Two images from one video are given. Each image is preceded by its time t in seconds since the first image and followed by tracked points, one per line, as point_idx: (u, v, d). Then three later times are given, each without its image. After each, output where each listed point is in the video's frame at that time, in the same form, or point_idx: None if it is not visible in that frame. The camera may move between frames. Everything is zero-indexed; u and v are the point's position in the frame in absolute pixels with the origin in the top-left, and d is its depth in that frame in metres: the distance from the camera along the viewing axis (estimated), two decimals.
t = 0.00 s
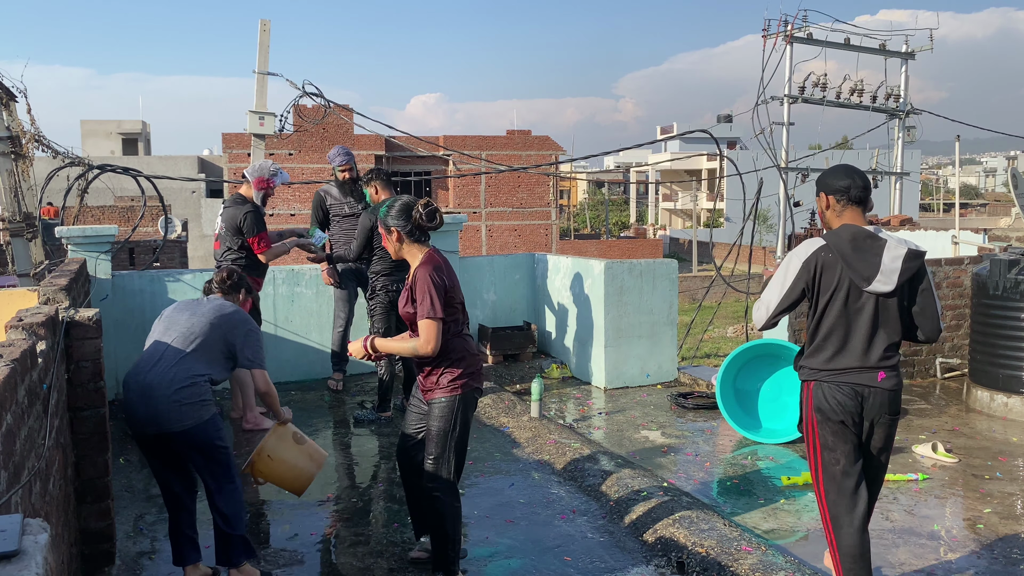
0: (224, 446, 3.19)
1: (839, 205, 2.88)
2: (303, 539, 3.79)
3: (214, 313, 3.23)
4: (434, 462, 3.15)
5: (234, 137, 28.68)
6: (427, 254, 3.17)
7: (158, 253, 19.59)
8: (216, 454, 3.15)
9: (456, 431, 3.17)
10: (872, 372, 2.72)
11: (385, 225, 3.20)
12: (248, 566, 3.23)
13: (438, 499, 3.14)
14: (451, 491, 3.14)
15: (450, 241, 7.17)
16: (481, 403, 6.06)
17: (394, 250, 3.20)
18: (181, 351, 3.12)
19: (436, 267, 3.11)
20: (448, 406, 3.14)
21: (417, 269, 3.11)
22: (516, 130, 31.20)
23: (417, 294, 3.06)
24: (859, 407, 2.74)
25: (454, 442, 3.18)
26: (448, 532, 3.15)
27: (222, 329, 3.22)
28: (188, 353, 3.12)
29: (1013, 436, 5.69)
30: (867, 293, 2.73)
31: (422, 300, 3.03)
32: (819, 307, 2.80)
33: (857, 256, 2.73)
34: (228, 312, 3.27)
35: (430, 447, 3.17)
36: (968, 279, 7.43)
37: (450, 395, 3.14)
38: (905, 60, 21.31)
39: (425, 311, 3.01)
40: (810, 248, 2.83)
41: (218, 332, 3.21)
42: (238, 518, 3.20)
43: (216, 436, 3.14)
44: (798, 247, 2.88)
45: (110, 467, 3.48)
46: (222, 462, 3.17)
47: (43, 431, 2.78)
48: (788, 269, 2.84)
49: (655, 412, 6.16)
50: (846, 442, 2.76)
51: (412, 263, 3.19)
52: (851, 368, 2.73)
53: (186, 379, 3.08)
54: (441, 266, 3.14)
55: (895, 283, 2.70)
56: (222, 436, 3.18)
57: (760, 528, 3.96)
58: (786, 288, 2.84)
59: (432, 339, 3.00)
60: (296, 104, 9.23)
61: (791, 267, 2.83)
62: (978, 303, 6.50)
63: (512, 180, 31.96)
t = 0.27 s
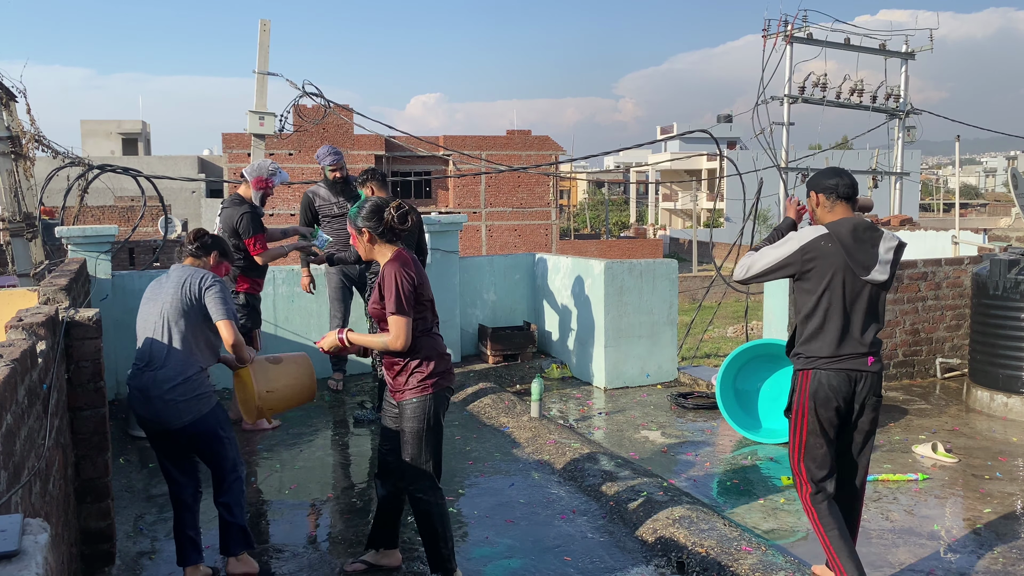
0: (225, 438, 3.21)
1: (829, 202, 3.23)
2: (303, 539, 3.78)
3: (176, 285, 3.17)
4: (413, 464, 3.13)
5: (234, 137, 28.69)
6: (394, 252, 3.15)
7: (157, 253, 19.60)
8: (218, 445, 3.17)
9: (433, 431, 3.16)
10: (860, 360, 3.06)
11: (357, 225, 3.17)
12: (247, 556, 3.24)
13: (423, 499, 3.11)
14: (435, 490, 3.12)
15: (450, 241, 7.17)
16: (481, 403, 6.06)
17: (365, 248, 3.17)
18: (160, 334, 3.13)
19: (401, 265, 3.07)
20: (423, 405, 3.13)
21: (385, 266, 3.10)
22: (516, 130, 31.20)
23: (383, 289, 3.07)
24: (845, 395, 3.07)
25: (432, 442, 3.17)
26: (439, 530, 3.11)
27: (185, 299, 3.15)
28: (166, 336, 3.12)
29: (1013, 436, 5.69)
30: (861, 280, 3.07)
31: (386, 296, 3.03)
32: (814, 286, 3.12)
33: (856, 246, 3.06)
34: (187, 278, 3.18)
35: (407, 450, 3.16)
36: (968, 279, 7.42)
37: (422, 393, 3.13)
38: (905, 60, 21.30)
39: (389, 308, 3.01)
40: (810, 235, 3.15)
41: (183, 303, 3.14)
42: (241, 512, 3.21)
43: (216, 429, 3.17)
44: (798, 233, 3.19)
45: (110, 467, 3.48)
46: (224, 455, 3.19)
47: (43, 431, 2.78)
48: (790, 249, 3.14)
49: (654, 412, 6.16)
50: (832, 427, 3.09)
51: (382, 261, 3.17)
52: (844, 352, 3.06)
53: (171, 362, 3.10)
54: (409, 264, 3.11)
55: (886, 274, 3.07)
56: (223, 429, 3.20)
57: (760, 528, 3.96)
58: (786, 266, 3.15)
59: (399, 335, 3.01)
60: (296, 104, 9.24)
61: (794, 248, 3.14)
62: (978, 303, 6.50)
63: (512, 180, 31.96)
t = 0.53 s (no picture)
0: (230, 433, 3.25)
1: (806, 201, 3.44)
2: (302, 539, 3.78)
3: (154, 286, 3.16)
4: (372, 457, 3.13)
5: (234, 137, 28.69)
6: (370, 250, 3.15)
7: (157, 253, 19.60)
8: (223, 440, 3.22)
9: (394, 425, 3.17)
10: (849, 347, 3.21)
11: (332, 219, 3.14)
12: (271, 531, 3.52)
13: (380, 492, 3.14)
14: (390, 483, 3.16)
15: (450, 241, 7.17)
16: (481, 403, 6.06)
17: (339, 244, 3.16)
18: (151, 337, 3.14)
19: (371, 260, 3.09)
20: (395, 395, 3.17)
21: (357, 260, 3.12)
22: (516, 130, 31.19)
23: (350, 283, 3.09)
24: (834, 384, 3.20)
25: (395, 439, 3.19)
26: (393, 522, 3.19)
27: (166, 298, 3.14)
28: (157, 337, 3.13)
29: (1013, 436, 5.69)
30: (850, 271, 3.24)
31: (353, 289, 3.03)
32: (807, 280, 3.27)
33: (844, 239, 3.25)
34: (162, 277, 3.16)
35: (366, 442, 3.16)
36: (968, 279, 7.42)
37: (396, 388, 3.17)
38: (905, 60, 21.30)
39: (349, 295, 3.02)
40: (799, 230, 3.30)
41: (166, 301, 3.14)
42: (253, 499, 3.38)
43: (219, 427, 3.20)
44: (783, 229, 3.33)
45: (110, 467, 3.47)
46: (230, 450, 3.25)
47: (43, 431, 2.78)
48: (781, 245, 3.28)
49: (654, 412, 6.16)
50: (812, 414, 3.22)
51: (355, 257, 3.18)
52: (838, 341, 3.19)
53: (166, 363, 3.12)
54: (382, 260, 3.12)
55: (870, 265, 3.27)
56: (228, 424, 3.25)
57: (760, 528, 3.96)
58: (776, 262, 3.29)
59: (342, 322, 2.99)
60: (295, 105, 9.24)
61: (784, 244, 3.28)
62: (978, 303, 6.50)
63: (512, 180, 31.96)
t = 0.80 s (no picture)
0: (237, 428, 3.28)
1: (765, 210, 3.60)
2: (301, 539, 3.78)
3: (149, 289, 3.14)
4: (358, 461, 3.12)
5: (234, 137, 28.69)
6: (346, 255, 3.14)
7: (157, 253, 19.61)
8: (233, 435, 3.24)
9: (379, 430, 3.15)
10: (812, 347, 3.35)
11: (311, 221, 3.13)
12: (280, 521, 3.49)
13: (361, 497, 3.13)
14: (373, 489, 3.14)
15: (450, 241, 7.17)
16: (481, 403, 6.06)
17: (318, 246, 3.16)
18: (152, 339, 3.13)
19: (339, 261, 3.09)
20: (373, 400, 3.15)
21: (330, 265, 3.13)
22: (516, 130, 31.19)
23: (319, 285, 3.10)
24: (797, 378, 3.34)
25: (380, 446, 3.17)
26: (372, 530, 3.17)
27: (163, 299, 3.13)
28: (159, 339, 3.12)
29: (1013, 436, 5.68)
30: (811, 276, 3.39)
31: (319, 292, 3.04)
32: (773, 288, 3.42)
33: (803, 246, 3.39)
34: (155, 279, 3.15)
35: (352, 445, 3.15)
36: (968, 279, 7.41)
37: (377, 390, 3.16)
38: (905, 60, 21.30)
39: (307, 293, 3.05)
40: (762, 242, 3.45)
41: (163, 303, 3.13)
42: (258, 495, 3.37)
43: (228, 422, 3.23)
44: (745, 241, 3.47)
45: (110, 467, 3.47)
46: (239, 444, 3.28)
47: (43, 431, 2.78)
48: (746, 253, 3.42)
49: (654, 412, 6.16)
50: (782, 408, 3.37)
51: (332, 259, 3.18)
52: (802, 342, 3.34)
53: (171, 363, 3.12)
54: (353, 262, 3.12)
55: (832, 268, 3.40)
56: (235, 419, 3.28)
57: (760, 528, 3.96)
58: (742, 270, 3.43)
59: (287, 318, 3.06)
60: (295, 105, 9.24)
61: (749, 252, 3.42)
62: (978, 303, 6.50)
63: (512, 180, 31.96)
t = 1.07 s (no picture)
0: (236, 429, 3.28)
1: (729, 200, 3.77)
2: (301, 539, 3.77)
3: (151, 288, 3.15)
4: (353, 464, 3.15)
5: (234, 137, 28.69)
6: (331, 259, 3.12)
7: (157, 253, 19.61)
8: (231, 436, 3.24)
9: (372, 432, 3.18)
10: (770, 331, 3.60)
11: (294, 226, 3.13)
12: (265, 543, 3.42)
13: (358, 499, 3.16)
14: (369, 490, 3.17)
15: (450, 241, 7.17)
16: (481, 403, 6.06)
17: (303, 250, 3.17)
18: (154, 337, 3.13)
19: (321, 267, 3.05)
20: (366, 403, 3.15)
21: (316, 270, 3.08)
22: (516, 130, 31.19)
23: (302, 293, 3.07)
24: (757, 363, 3.59)
25: (374, 447, 3.20)
26: (372, 531, 3.19)
27: (166, 297, 3.14)
28: (161, 338, 3.12)
29: (1013, 436, 5.69)
30: (766, 263, 3.63)
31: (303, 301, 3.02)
32: (733, 276, 3.63)
33: (756, 236, 3.63)
34: (159, 277, 3.16)
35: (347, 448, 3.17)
36: (968, 279, 7.41)
37: (365, 394, 3.16)
38: (905, 60, 21.30)
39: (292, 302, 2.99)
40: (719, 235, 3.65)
41: (165, 301, 3.14)
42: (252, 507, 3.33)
43: (227, 422, 3.23)
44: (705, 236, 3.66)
45: (110, 467, 3.47)
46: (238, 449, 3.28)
47: (43, 431, 2.78)
48: (708, 246, 3.62)
49: (654, 412, 6.16)
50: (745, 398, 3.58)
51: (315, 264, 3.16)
52: (760, 327, 3.58)
53: (173, 362, 3.12)
54: (336, 267, 3.08)
55: (784, 255, 3.64)
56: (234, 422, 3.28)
57: (760, 528, 3.96)
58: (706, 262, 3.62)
59: (281, 330, 2.97)
60: (295, 105, 9.25)
61: (710, 246, 3.61)
62: (978, 303, 6.50)
63: (512, 180, 31.95)
